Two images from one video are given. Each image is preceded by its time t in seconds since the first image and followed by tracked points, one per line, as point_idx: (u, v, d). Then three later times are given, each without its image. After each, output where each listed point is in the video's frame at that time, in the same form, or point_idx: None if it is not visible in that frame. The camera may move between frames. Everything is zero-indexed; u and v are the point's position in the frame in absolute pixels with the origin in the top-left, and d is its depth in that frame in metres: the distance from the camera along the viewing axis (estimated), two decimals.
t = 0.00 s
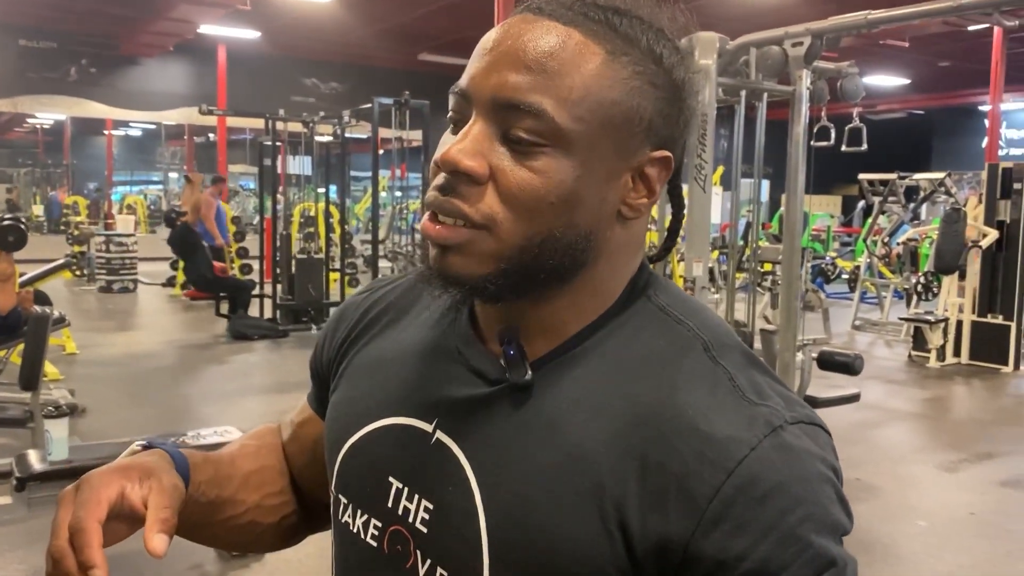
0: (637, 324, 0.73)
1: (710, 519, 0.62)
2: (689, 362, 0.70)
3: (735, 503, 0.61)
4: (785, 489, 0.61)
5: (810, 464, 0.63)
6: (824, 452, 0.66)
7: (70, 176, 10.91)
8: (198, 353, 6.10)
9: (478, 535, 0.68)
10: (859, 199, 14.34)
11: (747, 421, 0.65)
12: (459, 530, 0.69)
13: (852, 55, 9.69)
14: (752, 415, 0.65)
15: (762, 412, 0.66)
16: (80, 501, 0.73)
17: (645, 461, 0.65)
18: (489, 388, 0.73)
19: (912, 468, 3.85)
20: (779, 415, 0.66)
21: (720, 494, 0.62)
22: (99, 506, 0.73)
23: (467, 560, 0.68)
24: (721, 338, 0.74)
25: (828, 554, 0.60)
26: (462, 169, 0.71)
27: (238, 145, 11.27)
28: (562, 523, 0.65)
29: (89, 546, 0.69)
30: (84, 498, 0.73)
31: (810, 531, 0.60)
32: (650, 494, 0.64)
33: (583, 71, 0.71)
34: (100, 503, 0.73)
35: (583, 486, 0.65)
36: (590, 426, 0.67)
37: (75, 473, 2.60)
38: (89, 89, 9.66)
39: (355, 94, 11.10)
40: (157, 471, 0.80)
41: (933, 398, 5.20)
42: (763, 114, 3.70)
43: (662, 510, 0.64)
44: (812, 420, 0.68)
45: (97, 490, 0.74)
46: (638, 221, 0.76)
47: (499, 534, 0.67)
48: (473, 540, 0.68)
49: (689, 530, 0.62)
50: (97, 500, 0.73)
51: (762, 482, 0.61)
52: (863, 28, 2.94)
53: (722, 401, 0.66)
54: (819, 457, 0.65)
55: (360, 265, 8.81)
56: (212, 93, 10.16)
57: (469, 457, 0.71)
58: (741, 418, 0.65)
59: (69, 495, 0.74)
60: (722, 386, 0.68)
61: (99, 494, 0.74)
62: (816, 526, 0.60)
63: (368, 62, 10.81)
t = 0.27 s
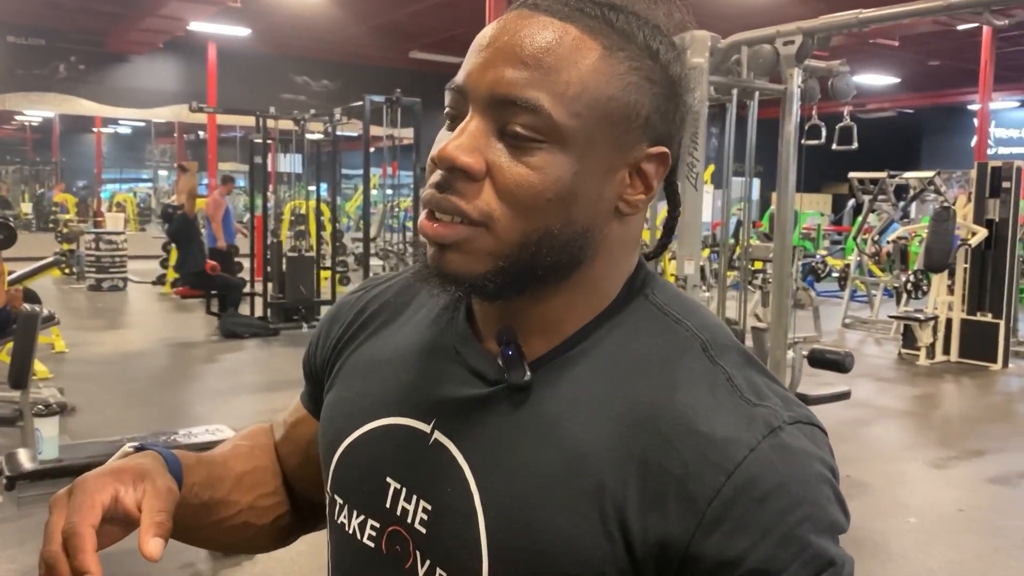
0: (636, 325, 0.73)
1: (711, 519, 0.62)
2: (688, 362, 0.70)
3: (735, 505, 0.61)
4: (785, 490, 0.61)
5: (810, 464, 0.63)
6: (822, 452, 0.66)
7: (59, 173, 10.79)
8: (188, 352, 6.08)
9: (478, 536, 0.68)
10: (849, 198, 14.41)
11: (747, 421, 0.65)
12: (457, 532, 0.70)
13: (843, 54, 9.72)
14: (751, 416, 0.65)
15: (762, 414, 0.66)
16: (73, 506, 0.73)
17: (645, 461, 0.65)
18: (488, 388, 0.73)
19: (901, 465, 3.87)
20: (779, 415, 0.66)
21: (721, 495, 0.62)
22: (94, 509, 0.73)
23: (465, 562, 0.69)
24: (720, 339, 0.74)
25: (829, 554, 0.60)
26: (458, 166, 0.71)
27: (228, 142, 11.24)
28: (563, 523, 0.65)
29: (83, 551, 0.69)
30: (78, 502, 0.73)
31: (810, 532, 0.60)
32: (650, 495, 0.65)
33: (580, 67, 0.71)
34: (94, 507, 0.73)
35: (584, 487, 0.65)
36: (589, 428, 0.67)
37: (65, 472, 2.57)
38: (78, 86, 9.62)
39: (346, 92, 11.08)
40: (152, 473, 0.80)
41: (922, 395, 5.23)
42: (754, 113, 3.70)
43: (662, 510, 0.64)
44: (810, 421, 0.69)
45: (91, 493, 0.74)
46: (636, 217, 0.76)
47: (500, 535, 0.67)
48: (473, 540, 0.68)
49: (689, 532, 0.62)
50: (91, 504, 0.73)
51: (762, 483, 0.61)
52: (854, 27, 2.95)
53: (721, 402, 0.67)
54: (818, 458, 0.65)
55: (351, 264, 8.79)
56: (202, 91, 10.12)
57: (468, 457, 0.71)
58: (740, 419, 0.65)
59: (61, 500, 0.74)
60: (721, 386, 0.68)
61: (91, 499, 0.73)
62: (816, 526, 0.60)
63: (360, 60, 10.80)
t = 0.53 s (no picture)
0: (637, 325, 0.74)
1: (712, 518, 0.62)
2: (689, 362, 0.70)
3: (735, 506, 0.62)
4: (785, 491, 0.62)
5: (810, 466, 0.64)
6: (821, 454, 0.67)
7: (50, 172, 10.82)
8: (181, 351, 6.07)
9: (477, 535, 0.68)
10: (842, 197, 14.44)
11: (747, 422, 0.65)
12: (456, 532, 0.70)
13: (835, 54, 9.74)
14: (752, 417, 0.66)
15: (763, 415, 0.66)
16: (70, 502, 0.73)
17: (647, 461, 0.66)
18: (489, 387, 0.73)
19: (894, 463, 3.88)
20: (780, 417, 0.67)
21: (722, 494, 0.62)
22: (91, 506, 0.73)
23: (464, 561, 0.69)
24: (720, 341, 0.75)
25: (827, 557, 0.61)
26: (462, 161, 0.71)
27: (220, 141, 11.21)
28: (563, 522, 0.65)
29: (80, 547, 0.69)
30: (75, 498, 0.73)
31: (809, 534, 0.61)
32: (651, 495, 0.65)
33: (582, 64, 0.71)
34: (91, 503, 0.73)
35: (585, 485, 0.66)
36: (590, 427, 0.68)
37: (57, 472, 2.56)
38: (69, 84, 9.59)
39: (339, 90, 11.06)
40: (148, 471, 0.80)
41: (915, 394, 5.25)
42: (747, 112, 3.71)
43: (664, 509, 0.64)
44: (809, 423, 0.69)
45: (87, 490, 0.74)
46: (636, 215, 0.76)
47: (499, 535, 0.67)
48: (472, 541, 0.69)
49: (689, 531, 0.63)
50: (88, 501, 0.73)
51: (764, 483, 0.62)
52: (846, 27, 2.96)
53: (722, 402, 0.67)
54: (819, 461, 0.65)
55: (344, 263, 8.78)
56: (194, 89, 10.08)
57: (468, 456, 0.71)
58: (742, 420, 0.66)
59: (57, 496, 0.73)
60: (722, 387, 0.69)
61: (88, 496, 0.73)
62: (815, 528, 0.61)
63: (353, 58, 10.78)
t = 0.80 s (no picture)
0: (638, 320, 0.73)
1: (719, 514, 0.62)
2: (691, 357, 0.70)
3: (741, 499, 0.61)
4: (791, 485, 0.61)
5: (814, 462, 0.64)
6: (825, 449, 0.67)
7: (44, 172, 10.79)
8: (174, 351, 6.05)
9: (477, 530, 0.68)
10: (835, 197, 14.47)
11: (753, 417, 0.65)
12: (455, 528, 0.69)
13: (829, 53, 9.76)
14: (758, 412, 0.66)
15: (768, 409, 0.66)
16: (62, 490, 0.72)
17: (651, 456, 0.65)
18: (490, 380, 0.73)
19: (889, 462, 3.89)
20: (784, 413, 0.66)
21: (729, 488, 0.62)
22: (83, 497, 0.72)
23: (464, 557, 0.68)
24: (723, 336, 0.74)
25: (833, 551, 0.61)
26: (469, 157, 0.71)
27: (214, 141, 11.20)
28: (565, 518, 0.65)
29: (69, 536, 0.68)
30: (67, 487, 0.72)
31: (813, 529, 0.61)
32: (656, 489, 0.64)
33: (584, 58, 0.72)
34: (82, 493, 0.72)
35: (589, 479, 0.65)
36: (592, 422, 0.67)
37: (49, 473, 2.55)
38: (62, 83, 9.57)
39: (333, 90, 11.06)
40: (140, 460, 0.79)
41: (909, 393, 5.26)
42: (742, 112, 3.71)
43: (668, 504, 0.64)
44: (812, 419, 0.69)
45: (80, 479, 0.73)
46: (636, 209, 0.76)
47: (501, 529, 0.66)
48: (471, 535, 0.68)
49: (694, 526, 0.62)
50: (80, 492, 0.72)
51: (769, 478, 0.62)
52: (841, 26, 2.96)
53: (726, 398, 0.67)
54: (822, 456, 0.65)
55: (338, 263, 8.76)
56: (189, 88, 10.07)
57: (468, 450, 0.70)
58: (747, 415, 0.65)
59: (49, 485, 0.73)
60: (726, 382, 0.68)
61: (80, 485, 0.73)
62: (820, 523, 0.61)
63: (348, 58, 10.78)
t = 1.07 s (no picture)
0: (642, 321, 0.73)
1: (726, 517, 0.62)
2: (697, 358, 0.71)
3: (747, 503, 0.61)
4: (798, 489, 0.62)
5: (819, 466, 0.64)
6: (828, 453, 0.67)
7: (39, 172, 10.78)
8: (170, 352, 6.04)
9: (479, 532, 0.67)
10: (830, 196, 14.49)
11: (758, 421, 0.65)
12: (457, 529, 0.68)
13: (824, 53, 9.77)
14: (763, 416, 0.66)
15: (773, 414, 0.67)
16: (28, 498, 0.71)
17: (657, 458, 0.65)
18: (492, 380, 0.72)
19: (885, 462, 3.89)
20: (790, 417, 0.67)
21: (738, 491, 0.62)
22: (48, 504, 0.71)
23: (464, 558, 0.67)
24: (725, 339, 0.75)
25: (835, 555, 0.61)
26: (488, 152, 0.71)
27: (210, 141, 11.19)
28: (570, 519, 0.64)
29: (39, 544, 0.67)
30: (32, 494, 0.71)
31: (819, 533, 0.61)
32: (661, 492, 0.64)
33: (603, 58, 0.72)
34: (47, 500, 0.71)
35: (594, 481, 0.65)
36: (598, 423, 0.67)
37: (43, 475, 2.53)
38: (57, 83, 9.54)
39: (329, 90, 11.05)
40: (110, 463, 0.78)
41: (904, 392, 5.26)
42: (738, 111, 3.71)
43: (674, 507, 0.64)
44: (814, 422, 0.70)
45: (46, 487, 0.72)
46: (642, 208, 0.77)
47: (502, 531, 0.66)
48: (474, 536, 0.67)
49: (700, 530, 0.62)
50: (46, 499, 0.71)
51: (777, 481, 0.62)
52: (837, 26, 2.96)
53: (730, 400, 0.67)
54: (826, 461, 0.66)
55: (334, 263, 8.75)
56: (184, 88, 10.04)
57: (468, 451, 0.70)
58: (752, 418, 0.66)
59: (17, 495, 0.72)
60: (731, 385, 0.69)
61: (46, 493, 0.72)
62: (825, 528, 0.61)
63: (344, 58, 10.77)
